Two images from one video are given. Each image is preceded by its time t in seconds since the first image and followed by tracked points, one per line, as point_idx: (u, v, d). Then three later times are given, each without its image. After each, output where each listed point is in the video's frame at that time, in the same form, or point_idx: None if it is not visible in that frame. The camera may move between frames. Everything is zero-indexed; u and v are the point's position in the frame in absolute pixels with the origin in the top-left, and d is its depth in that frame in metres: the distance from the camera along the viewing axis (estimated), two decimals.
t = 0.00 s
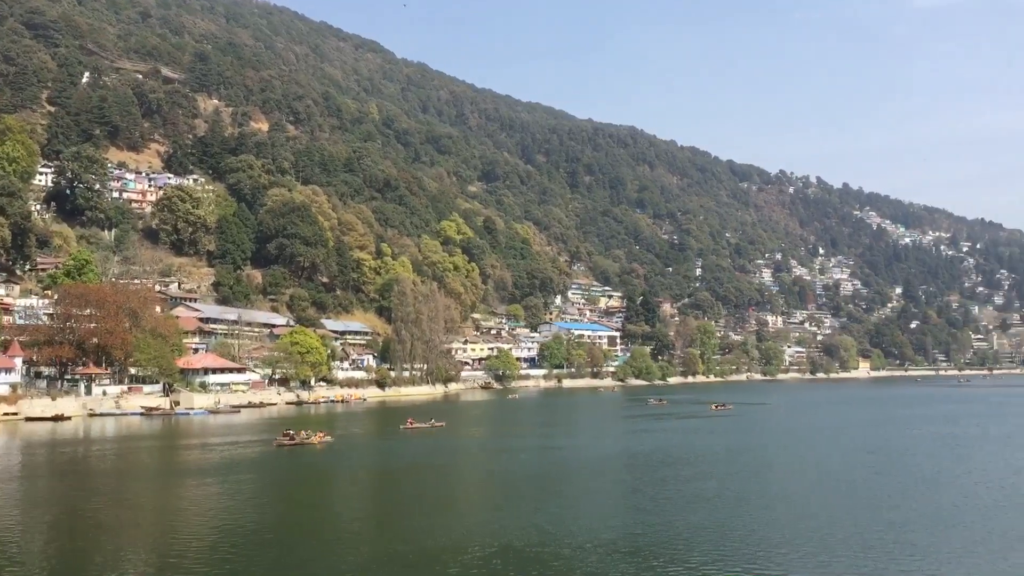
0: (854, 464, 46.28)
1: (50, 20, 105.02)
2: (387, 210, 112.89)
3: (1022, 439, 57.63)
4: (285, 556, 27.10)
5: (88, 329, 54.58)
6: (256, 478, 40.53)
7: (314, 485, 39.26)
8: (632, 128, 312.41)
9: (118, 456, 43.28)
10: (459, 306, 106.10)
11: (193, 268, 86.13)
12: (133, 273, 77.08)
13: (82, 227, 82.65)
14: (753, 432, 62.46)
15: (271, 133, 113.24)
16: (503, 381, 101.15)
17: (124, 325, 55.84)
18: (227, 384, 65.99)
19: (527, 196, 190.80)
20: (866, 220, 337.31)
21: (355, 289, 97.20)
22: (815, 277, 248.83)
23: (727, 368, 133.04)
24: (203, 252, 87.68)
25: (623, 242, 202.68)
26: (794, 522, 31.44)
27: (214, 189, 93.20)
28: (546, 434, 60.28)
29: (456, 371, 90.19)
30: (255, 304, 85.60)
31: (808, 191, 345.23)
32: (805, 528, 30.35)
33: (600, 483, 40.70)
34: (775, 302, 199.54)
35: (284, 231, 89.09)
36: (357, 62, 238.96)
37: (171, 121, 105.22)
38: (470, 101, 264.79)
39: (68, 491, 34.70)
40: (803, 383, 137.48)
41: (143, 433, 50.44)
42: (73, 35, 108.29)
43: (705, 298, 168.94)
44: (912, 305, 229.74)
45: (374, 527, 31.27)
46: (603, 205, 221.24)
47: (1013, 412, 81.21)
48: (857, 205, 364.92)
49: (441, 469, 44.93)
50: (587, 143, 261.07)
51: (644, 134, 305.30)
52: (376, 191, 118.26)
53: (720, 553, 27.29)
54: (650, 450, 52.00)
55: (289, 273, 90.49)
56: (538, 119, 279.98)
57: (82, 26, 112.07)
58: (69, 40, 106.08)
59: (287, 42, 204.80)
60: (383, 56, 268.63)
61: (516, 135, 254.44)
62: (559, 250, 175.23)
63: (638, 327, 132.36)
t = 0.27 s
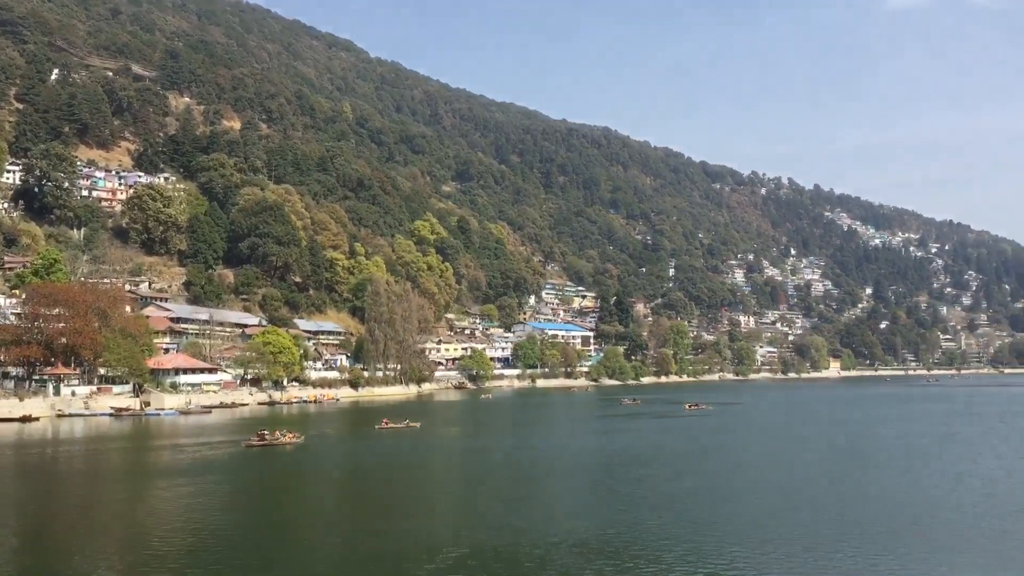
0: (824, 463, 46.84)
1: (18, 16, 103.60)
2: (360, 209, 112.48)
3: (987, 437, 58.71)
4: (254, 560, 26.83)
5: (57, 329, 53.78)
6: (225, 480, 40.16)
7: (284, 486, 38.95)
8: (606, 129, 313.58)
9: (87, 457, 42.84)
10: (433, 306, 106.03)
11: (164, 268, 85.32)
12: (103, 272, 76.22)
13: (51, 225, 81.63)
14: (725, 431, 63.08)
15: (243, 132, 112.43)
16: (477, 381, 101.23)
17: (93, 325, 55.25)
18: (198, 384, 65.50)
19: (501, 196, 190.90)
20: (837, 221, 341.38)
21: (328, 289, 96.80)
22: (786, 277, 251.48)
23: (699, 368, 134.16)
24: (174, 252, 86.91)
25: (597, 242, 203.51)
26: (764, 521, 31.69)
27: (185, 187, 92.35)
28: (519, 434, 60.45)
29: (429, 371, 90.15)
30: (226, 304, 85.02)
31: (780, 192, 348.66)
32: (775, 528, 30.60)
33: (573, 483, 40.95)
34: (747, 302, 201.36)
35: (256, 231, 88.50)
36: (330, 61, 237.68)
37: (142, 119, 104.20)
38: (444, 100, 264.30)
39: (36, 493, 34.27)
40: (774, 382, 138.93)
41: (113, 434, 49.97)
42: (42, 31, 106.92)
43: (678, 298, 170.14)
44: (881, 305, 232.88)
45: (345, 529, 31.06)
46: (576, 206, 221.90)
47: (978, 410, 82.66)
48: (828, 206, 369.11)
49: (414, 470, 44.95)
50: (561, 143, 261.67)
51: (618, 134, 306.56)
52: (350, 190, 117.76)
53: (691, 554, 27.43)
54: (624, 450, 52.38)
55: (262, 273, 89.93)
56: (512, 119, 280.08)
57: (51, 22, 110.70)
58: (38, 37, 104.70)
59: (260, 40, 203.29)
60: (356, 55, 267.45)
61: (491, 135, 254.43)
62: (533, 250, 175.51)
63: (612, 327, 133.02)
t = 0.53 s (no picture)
0: (799, 463, 47.32)
1: None
2: (336, 209, 111.98)
3: (957, 437, 59.63)
4: (230, 563, 26.64)
5: (28, 329, 53.36)
6: (199, 481, 39.87)
7: (258, 488, 38.74)
8: (582, 130, 314.45)
9: (58, 458, 42.44)
10: (409, 307, 105.84)
11: (137, 267, 84.51)
12: (74, 271, 75.42)
13: (22, 224, 80.63)
14: (700, 431, 63.63)
15: (217, 130, 111.54)
16: (453, 381, 101.16)
17: (65, 325, 54.65)
18: (171, 385, 64.99)
19: (477, 196, 190.82)
20: (811, 222, 344.78)
21: (303, 289, 96.34)
22: (761, 278, 253.59)
23: (674, 368, 135.09)
24: (147, 251, 86.11)
25: (573, 242, 204.11)
26: (741, 522, 31.91)
27: (158, 186, 91.53)
28: (496, 434, 60.64)
29: (405, 371, 90.00)
30: (200, 304, 84.38)
31: (755, 194, 351.47)
32: (753, 528, 30.81)
33: (550, 483, 41.18)
34: (723, 303, 202.84)
35: (231, 230, 87.89)
36: (306, 60, 236.27)
37: (115, 117, 103.14)
38: (420, 100, 263.63)
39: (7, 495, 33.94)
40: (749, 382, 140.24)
41: (85, 434, 49.54)
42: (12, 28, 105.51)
43: (653, 299, 171.07)
44: (854, 306, 235.55)
45: (321, 531, 30.91)
46: (553, 206, 222.32)
47: (948, 410, 83.95)
48: (802, 208, 372.71)
49: (391, 470, 44.97)
50: (538, 144, 261.99)
51: (595, 135, 307.41)
52: (325, 190, 117.17)
53: (669, 554, 27.57)
54: (600, 450, 52.71)
55: (236, 272, 89.33)
56: (488, 120, 280.02)
57: (21, 19, 109.29)
58: (8, 33, 103.27)
59: (235, 38, 201.65)
60: (332, 54, 266.10)
61: (467, 135, 254.15)
62: (509, 251, 175.55)
63: (588, 327, 133.44)
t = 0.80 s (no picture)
0: (774, 463, 47.83)
1: None
2: (313, 209, 111.46)
3: (928, 437, 60.54)
4: (207, 565, 26.52)
5: None
6: (173, 483, 39.63)
7: (234, 489, 38.57)
8: (560, 131, 315.16)
9: (31, 459, 42.04)
10: (386, 307, 105.61)
11: (111, 267, 83.71)
12: (47, 271, 74.60)
13: None
14: (676, 431, 64.18)
15: (193, 130, 110.61)
16: (430, 382, 101.06)
17: (38, 325, 54.05)
18: (146, 386, 64.47)
19: (455, 197, 190.73)
20: (787, 224, 347.81)
21: (279, 290, 95.85)
22: (737, 279, 255.56)
23: (651, 368, 135.88)
24: (122, 251, 85.34)
25: (551, 243, 204.58)
26: (717, 522, 32.21)
27: (133, 185, 90.69)
28: (473, 434, 60.85)
29: (382, 372, 89.79)
30: (176, 304, 83.71)
31: (731, 196, 354.01)
32: (728, 529, 31.11)
33: (526, 483, 41.41)
34: (700, 304, 204.13)
35: (207, 230, 87.25)
36: (283, 59, 234.95)
37: (89, 115, 102.14)
38: (398, 100, 262.99)
39: None
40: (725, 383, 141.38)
41: (58, 436, 49.09)
42: None
43: (631, 299, 171.90)
44: (830, 307, 237.98)
45: (298, 533, 30.84)
46: (531, 207, 222.69)
47: (921, 411, 85.12)
48: (778, 209, 375.90)
49: (366, 471, 44.98)
50: (516, 144, 262.23)
51: (573, 137, 308.14)
52: (302, 190, 116.54)
53: (645, 554, 27.78)
54: (575, 450, 53.06)
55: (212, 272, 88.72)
56: (466, 120, 279.99)
57: None
58: None
59: (211, 37, 200.10)
60: (310, 54, 264.85)
61: (446, 135, 253.81)
62: (487, 252, 175.63)
63: (566, 328, 133.75)
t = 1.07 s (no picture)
0: (751, 463, 48.38)
1: None
2: (292, 209, 110.95)
3: (903, 437, 61.40)
4: (190, 568, 26.42)
5: None
6: (154, 484, 39.44)
7: (215, 491, 38.43)
8: (540, 131, 315.74)
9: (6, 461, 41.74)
10: (366, 308, 105.42)
11: (87, 267, 82.98)
12: (22, 271, 73.88)
13: None
14: (654, 431, 64.74)
15: (171, 129, 109.83)
16: (410, 383, 100.96)
17: (12, 326, 53.50)
18: (123, 387, 63.98)
19: (435, 197, 190.56)
20: (765, 225, 350.44)
21: (258, 290, 95.38)
22: (716, 280, 257.27)
23: (630, 369, 136.57)
24: (98, 251, 84.64)
25: (531, 244, 204.93)
26: (699, 522, 32.50)
27: (110, 184, 89.89)
28: (452, 435, 61.05)
29: (362, 373, 89.58)
30: (153, 304, 83.11)
31: (711, 197, 356.20)
32: (709, 529, 31.41)
33: (506, 483, 41.69)
34: (679, 305, 205.25)
35: (185, 230, 86.61)
36: (262, 58, 233.70)
37: (65, 114, 101.28)
38: (378, 101, 262.40)
39: None
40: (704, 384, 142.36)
41: (33, 437, 48.70)
42: None
43: (611, 300, 172.62)
44: (807, 309, 240.16)
45: (281, 535, 30.81)
46: (511, 208, 222.93)
47: (897, 411, 86.18)
48: (757, 211, 378.59)
49: (345, 471, 45.04)
50: (497, 145, 262.40)
51: (553, 138, 308.74)
52: (281, 190, 115.92)
53: (628, 555, 27.99)
54: (554, 450, 53.46)
55: (190, 273, 88.10)
56: (447, 121, 279.79)
57: None
58: None
59: (189, 36, 198.67)
60: (289, 53, 263.65)
61: (426, 135, 253.40)
62: (467, 252, 175.76)
63: (545, 329, 134.05)
